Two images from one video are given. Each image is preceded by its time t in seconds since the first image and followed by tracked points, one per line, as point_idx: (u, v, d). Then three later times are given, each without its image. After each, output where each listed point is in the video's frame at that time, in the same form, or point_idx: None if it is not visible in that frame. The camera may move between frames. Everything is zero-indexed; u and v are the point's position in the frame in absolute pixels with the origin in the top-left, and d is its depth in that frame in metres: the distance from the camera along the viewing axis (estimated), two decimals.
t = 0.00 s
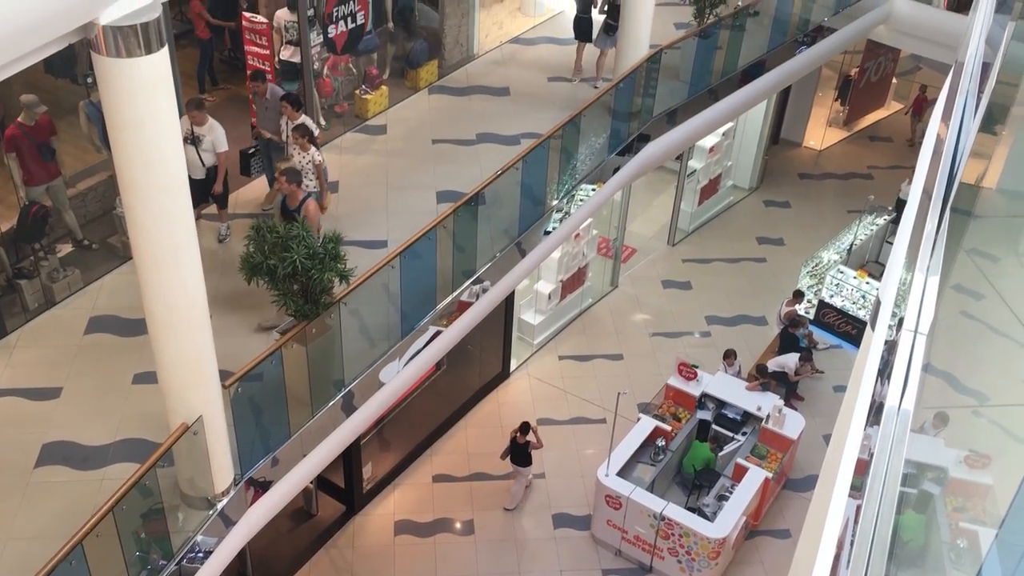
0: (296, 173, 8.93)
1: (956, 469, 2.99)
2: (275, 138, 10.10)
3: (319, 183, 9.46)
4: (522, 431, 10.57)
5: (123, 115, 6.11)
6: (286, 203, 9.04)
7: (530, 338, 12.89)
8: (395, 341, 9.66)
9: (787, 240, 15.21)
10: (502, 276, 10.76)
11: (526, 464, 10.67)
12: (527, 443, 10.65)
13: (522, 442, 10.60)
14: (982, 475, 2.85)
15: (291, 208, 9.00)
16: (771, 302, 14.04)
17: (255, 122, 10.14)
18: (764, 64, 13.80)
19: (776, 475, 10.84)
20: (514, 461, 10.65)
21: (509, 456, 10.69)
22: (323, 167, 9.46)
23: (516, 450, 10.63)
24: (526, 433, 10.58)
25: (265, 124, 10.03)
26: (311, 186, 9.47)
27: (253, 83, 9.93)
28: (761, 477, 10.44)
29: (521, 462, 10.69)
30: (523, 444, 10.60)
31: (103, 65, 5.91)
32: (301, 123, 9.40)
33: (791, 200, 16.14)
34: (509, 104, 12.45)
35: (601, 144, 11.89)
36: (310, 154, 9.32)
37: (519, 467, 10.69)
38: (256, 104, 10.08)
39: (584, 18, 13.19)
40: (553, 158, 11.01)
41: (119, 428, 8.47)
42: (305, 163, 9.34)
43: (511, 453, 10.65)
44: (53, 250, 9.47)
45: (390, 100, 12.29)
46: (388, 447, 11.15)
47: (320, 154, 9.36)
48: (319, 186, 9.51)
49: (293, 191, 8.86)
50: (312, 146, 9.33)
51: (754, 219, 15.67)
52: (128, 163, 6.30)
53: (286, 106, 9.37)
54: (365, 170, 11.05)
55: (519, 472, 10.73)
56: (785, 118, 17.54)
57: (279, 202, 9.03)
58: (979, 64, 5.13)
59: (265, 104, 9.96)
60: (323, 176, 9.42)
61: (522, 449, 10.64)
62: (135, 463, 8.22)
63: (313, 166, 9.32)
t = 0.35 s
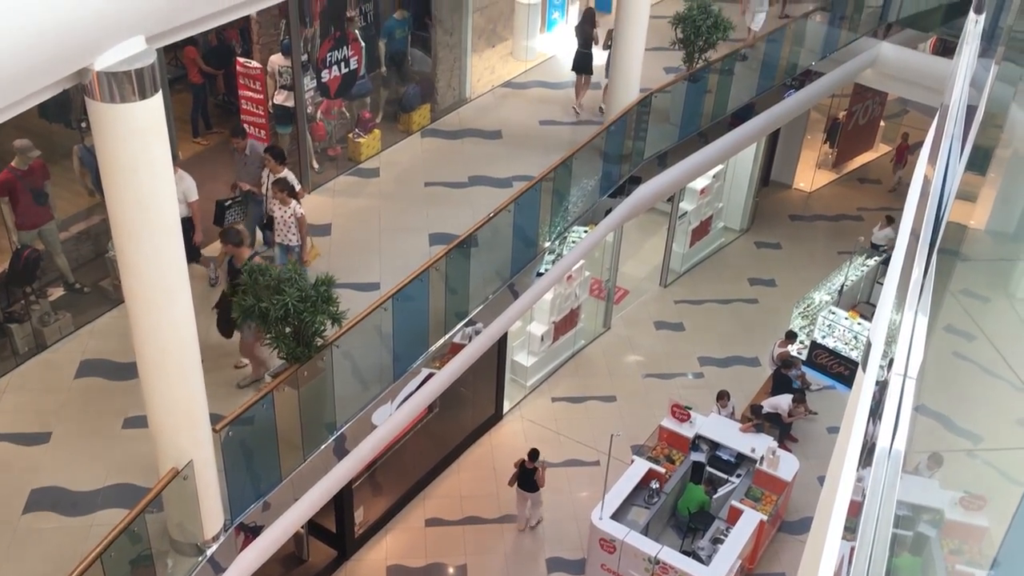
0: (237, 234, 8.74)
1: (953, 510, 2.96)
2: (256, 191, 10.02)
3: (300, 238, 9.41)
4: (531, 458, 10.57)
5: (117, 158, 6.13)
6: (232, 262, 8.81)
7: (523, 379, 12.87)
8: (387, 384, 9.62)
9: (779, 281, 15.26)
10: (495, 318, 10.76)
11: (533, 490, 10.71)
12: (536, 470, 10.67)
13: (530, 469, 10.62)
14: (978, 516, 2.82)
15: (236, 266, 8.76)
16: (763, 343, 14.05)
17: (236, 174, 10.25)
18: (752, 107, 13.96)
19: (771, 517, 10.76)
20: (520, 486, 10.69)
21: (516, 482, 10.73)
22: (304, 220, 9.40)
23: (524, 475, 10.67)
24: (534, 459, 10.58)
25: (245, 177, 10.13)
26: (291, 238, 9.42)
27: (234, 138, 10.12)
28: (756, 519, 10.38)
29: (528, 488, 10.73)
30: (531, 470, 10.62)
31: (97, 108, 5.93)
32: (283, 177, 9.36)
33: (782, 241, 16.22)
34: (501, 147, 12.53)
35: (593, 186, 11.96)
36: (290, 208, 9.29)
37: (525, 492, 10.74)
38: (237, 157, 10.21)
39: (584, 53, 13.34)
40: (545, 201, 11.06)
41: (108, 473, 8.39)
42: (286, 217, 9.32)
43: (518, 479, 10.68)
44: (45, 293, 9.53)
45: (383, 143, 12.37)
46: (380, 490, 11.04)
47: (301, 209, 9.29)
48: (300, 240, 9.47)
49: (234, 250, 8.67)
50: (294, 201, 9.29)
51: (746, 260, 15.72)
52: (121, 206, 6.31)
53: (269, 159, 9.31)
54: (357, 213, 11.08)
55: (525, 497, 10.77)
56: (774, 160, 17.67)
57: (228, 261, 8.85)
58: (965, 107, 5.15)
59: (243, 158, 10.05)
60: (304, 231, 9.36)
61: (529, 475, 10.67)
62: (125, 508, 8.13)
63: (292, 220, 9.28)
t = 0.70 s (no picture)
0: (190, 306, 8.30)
1: (953, 561, 2.93)
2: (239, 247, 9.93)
3: (276, 294, 9.27)
4: (544, 493, 10.80)
5: (117, 206, 6.16)
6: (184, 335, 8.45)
7: (519, 426, 12.84)
8: (382, 432, 9.56)
9: (774, 327, 15.28)
10: (490, 365, 10.73)
11: (545, 525, 10.90)
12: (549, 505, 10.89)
13: (544, 503, 10.84)
14: (978, 566, 2.82)
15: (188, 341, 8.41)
16: (759, 389, 14.03)
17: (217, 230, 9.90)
18: (745, 154, 14.08)
19: (770, 565, 10.69)
20: (533, 521, 10.88)
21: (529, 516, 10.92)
22: (281, 275, 9.29)
23: (537, 510, 10.87)
24: (548, 494, 10.81)
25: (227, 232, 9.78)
26: (266, 296, 9.25)
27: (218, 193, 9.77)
28: (753, 568, 10.30)
29: (540, 523, 10.92)
30: (544, 504, 10.84)
31: (96, 157, 5.95)
32: (264, 234, 9.26)
33: (777, 287, 16.26)
34: (496, 194, 12.59)
35: (587, 232, 12.00)
36: (265, 264, 9.16)
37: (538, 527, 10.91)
38: (219, 212, 9.84)
39: (590, 95, 13.62)
40: (540, 248, 11.08)
41: (100, 522, 8.29)
42: (260, 272, 9.18)
43: (531, 514, 10.88)
44: (38, 340, 9.48)
45: (378, 190, 12.42)
46: (375, 539, 10.89)
47: (276, 266, 9.17)
48: (276, 298, 9.29)
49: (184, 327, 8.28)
50: (269, 257, 9.19)
51: (741, 306, 15.75)
52: (118, 253, 6.32)
53: (251, 216, 9.18)
54: (353, 260, 11.10)
55: (538, 532, 10.96)
56: (768, 207, 17.78)
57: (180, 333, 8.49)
58: (955, 156, 5.02)
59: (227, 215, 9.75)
60: (280, 288, 9.24)
61: (542, 511, 10.88)
62: (115, 559, 8.03)
63: (268, 277, 9.14)
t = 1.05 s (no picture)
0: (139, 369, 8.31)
1: None
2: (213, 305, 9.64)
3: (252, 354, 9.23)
4: (555, 526, 11.00)
5: (106, 255, 6.16)
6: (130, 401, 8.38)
7: (514, 472, 12.72)
8: (375, 479, 9.47)
9: (768, 371, 15.26)
10: (484, 410, 10.69)
11: (557, 559, 11.12)
12: (560, 539, 11.11)
13: (555, 538, 11.05)
14: None
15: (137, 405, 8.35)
16: (754, 433, 13.98)
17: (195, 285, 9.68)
18: (737, 199, 14.17)
19: None
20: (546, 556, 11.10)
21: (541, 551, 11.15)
22: (257, 335, 9.27)
23: (549, 544, 11.09)
24: (559, 527, 11.01)
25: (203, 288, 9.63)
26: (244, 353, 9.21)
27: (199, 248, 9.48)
28: None
29: (552, 557, 11.15)
30: (555, 539, 11.05)
31: (88, 205, 5.94)
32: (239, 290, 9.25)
33: (771, 330, 16.29)
34: (489, 239, 12.64)
35: (581, 277, 12.02)
36: (244, 324, 9.13)
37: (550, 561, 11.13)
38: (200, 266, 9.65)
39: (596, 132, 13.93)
40: (533, 292, 11.08)
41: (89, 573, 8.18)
42: (237, 332, 9.15)
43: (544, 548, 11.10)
44: (30, 388, 9.42)
45: (372, 235, 12.47)
46: None
47: (254, 327, 9.13)
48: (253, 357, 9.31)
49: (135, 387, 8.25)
50: (247, 317, 9.14)
51: (735, 350, 15.75)
52: (109, 300, 6.30)
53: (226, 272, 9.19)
54: (346, 305, 11.10)
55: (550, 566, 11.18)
56: (760, 251, 17.85)
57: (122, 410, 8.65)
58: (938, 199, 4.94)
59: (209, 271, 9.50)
60: (257, 348, 9.18)
61: (554, 545, 11.09)
62: None
63: (244, 337, 9.11)
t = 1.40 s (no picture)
0: (75, 449, 7.22)
1: None
2: (187, 359, 9.35)
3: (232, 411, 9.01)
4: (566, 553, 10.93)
5: (96, 299, 6.14)
6: (67, 481, 7.34)
7: (508, 514, 12.65)
8: (368, 523, 9.38)
9: (763, 409, 15.22)
10: (479, 451, 10.64)
11: None
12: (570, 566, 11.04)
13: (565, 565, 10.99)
14: None
15: (76, 486, 7.32)
16: (750, 472, 13.91)
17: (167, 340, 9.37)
18: (728, 237, 14.22)
19: None
20: None
21: None
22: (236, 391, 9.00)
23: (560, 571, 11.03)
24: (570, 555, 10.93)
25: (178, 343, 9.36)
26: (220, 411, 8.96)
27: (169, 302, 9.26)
28: None
29: None
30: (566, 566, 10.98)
31: (80, 250, 5.93)
32: (214, 342, 9.04)
33: (765, 368, 16.27)
34: (482, 280, 12.64)
35: (574, 316, 12.02)
36: (223, 379, 8.91)
37: None
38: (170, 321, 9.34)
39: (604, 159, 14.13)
40: (527, 333, 11.05)
41: None
42: (217, 389, 8.93)
43: None
44: (20, 435, 9.25)
45: (365, 277, 12.47)
46: None
47: (234, 382, 8.92)
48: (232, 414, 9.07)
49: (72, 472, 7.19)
50: (227, 372, 8.95)
51: (729, 388, 15.72)
52: (100, 346, 6.28)
53: (199, 323, 8.98)
54: (338, 348, 11.06)
55: None
56: (753, 289, 17.89)
57: (63, 482, 7.32)
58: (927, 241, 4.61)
59: (179, 326, 9.26)
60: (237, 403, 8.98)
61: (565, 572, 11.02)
62: None
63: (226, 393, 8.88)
